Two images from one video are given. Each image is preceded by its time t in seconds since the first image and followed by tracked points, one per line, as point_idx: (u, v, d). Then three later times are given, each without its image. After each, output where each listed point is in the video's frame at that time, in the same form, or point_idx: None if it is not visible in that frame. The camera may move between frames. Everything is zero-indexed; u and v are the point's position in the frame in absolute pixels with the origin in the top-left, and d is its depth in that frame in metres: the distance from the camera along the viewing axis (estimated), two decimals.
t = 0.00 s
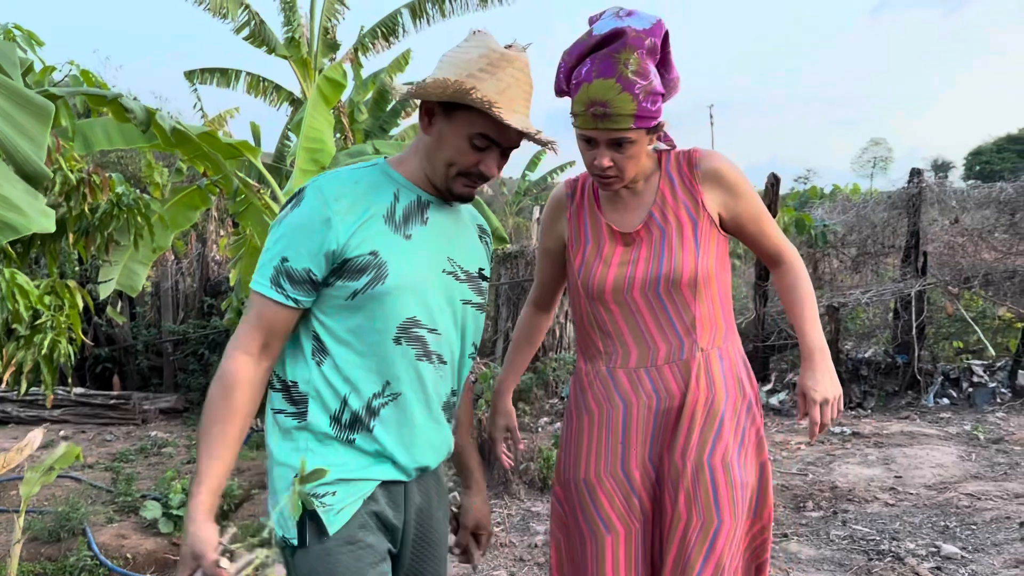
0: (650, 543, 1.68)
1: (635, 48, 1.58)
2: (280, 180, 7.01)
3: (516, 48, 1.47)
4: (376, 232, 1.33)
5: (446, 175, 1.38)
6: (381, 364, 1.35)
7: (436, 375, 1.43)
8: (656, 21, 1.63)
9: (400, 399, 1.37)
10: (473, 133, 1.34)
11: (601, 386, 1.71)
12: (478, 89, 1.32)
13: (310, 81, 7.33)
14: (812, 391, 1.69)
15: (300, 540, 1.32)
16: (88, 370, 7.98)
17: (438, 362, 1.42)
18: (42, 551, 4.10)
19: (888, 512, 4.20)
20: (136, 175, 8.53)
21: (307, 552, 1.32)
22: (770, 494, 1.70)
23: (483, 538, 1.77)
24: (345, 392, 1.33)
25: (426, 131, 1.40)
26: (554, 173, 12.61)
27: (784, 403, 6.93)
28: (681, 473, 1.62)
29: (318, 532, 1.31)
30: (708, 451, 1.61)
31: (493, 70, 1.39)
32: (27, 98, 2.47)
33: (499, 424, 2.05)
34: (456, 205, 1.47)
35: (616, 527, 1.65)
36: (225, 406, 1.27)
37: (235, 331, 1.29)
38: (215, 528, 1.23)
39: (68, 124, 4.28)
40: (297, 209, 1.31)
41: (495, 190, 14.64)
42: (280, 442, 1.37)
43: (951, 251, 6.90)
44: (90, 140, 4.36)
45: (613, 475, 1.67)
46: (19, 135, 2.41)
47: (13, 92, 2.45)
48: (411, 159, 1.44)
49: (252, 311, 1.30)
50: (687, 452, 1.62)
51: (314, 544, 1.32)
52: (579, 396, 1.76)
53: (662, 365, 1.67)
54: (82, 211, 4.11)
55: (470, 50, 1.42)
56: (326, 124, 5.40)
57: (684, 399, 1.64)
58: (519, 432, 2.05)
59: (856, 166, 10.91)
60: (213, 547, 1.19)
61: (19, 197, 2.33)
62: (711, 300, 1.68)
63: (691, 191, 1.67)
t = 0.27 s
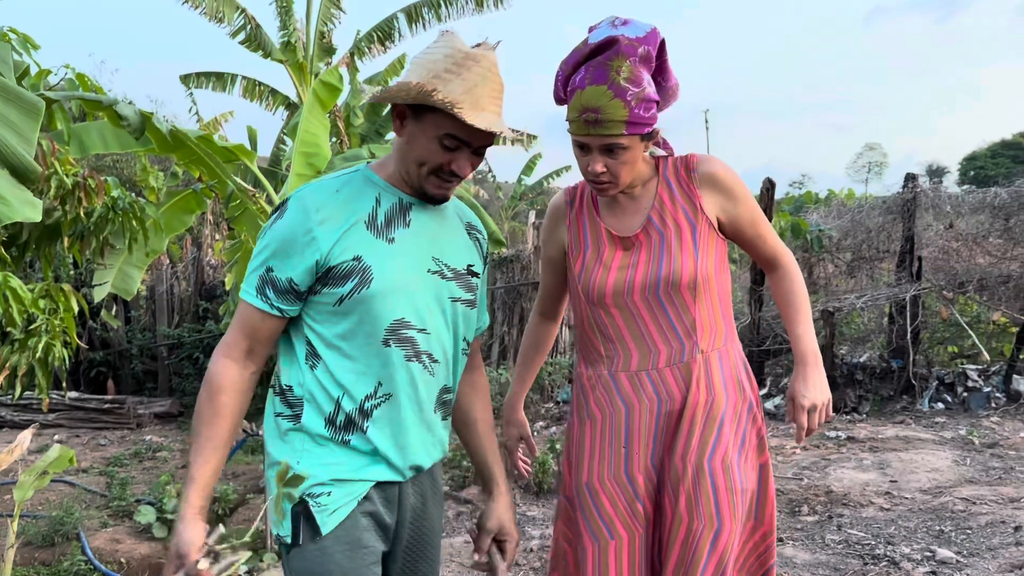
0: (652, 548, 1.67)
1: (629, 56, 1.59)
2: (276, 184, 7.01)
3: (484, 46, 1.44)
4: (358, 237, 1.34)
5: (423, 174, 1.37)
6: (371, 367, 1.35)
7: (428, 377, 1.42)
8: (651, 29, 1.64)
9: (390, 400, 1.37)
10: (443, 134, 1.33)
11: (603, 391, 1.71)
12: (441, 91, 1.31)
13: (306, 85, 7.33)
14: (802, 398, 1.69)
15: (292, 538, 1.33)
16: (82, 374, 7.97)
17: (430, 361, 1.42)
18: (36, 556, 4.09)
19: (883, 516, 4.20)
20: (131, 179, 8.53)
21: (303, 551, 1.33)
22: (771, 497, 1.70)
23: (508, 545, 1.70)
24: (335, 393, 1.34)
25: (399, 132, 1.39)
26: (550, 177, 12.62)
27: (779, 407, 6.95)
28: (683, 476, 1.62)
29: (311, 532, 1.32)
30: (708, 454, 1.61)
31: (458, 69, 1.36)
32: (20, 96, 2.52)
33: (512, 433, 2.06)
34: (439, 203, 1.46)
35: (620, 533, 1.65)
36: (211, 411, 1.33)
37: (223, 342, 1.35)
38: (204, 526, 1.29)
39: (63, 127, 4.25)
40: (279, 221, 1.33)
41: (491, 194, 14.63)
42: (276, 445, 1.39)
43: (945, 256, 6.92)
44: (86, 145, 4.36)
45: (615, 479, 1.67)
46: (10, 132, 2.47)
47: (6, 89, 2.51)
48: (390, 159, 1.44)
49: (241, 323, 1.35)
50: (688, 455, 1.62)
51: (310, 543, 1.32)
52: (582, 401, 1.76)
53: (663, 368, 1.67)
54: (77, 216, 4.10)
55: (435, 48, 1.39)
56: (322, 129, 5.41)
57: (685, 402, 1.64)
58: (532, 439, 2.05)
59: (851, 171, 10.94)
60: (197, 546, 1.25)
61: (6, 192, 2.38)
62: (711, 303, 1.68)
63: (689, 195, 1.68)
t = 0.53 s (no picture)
0: (650, 549, 1.67)
1: (617, 57, 1.61)
2: (273, 187, 7.00)
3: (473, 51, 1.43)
4: (345, 245, 1.33)
5: (411, 180, 1.36)
6: (348, 375, 1.37)
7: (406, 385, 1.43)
8: (646, 34, 1.66)
9: (361, 409, 1.39)
10: (430, 139, 1.33)
11: (600, 391, 1.71)
12: (428, 96, 1.30)
13: (303, 89, 7.34)
14: (813, 404, 1.72)
15: (248, 542, 1.39)
16: (78, 377, 7.94)
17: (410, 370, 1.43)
18: (32, 560, 4.07)
19: (881, 519, 4.20)
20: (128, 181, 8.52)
21: (257, 555, 1.38)
22: (770, 499, 1.70)
23: None
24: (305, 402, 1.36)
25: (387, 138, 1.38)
26: (547, 181, 12.63)
27: (777, 411, 6.95)
28: (679, 476, 1.61)
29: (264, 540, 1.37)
30: (705, 455, 1.61)
31: (445, 74, 1.35)
32: (16, 95, 2.54)
33: (507, 434, 2.09)
34: (424, 210, 1.45)
35: (618, 532, 1.65)
36: (262, 431, 1.25)
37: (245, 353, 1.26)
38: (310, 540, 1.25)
39: (61, 132, 4.29)
40: (273, 225, 1.29)
41: (489, 197, 14.63)
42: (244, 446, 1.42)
43: (942, 259, 6.94)
44: (83, 147, 4.34)
45: (613, 479, 1.67)
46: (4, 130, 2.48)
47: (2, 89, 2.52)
48: (378, 166, 1.44)
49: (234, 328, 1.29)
50: (685, 455, 1.61)
51: (264, 548, 1.38)
52: (580, 401, 1.76)
53: (660, 368, 1.67)
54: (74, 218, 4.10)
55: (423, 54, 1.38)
56: (319, 132, 5.41)
57: (682, 403, 1.64)
58: (526, 440, 2.08)
59: (848, 175, 10.96)
60: (333, 558, 1.23)
61: None
62: (708, 304, 1.68)
63: (686, 197, 1.68)
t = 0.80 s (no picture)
0: (645, 553, 1.67)
1: (612, 61, 1.61)
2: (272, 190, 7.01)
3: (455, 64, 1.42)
4: (323, 262, 1.34)
5: (391, 195, 1.36)
6: (321, 394, 1.37)
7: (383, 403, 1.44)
8: (643, 40, 1.67)
9: (333, 426, 1.40)
10: (409, 155, 1.32)
11: (594, 394, 1.71)
12: (405, 112, 1.29)
13: (302, 92, 7.34)
14: (803, 407, 1.70)
15: (217, 551, 1.42)
16: (77, 381, 7.94)
17: (385, 390, 1.43)
18: (30, 564, 4.07)
19: (880, 523, 4.21)
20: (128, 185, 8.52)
21: (223, 564, 1.42)
22: (764, 504, 1.70)
23: None
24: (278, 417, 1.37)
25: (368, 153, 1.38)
26: (546, 184, 12.63)
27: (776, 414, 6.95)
28: (673, 480, 1.61)
29: (232, 549, 1.40)
30: (699, 460, 1.60)
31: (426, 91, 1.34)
32: (15, 103, 2.55)
33: (500, 434, 2.05)
34: (407, 226, 1.45)
35: (613, 535, 1.65)
36: (249, 440, 1.26)
37: (211, 366, 1.26)
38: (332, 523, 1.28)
39: (60, 136, 4.28)
40: (248, 239, 1.29)
41: (488, 201, 14.63)
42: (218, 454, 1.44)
43: (941, 263, 6.94)
44: (82, 151, 4.35)
45: (607, 482, 1.67)
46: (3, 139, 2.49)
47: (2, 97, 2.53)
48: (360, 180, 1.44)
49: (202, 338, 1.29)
50: (679, 461, 1.61)
51: (228, 558, 1.41)
52: (575, 404, 1.76)
53: (654, 371, 1.67)
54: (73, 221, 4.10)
55: (404, 69, 1.38)
56: (318, 136, 5.42)
57: (676, 407, 1.63)
58: (520, 440, 2.05)
59: (847, 178, 10.97)
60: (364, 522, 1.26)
61: None
62: (702, 309, 1.68)
63: (682, 203, 1.68)
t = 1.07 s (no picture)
0: (645, 554, 1.66)
1: (617, 62, 1.62)
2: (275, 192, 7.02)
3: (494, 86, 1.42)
4: (348, 276, 1.34)
5: (423, 212, 1.36)
6: (338, 408, 1.38)
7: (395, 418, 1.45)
8: (647, 41, 1.67)
9: (347, 441, 1.41)
10: (449, 175, 1.32)
11: (595, 393, 1.72)
12: (451, 133, 1.30)
13: (305, 95, 7.36)
14: (795, 411, 1.70)
15: (229, 566, 1.42)
16: (81, 382, 7.95)
17: (401, 406, 1.44)
18: (35, 565, 4.08)
19: (883, 525, 4.21)
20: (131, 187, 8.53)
21: None
22: (765, 506, 1.70)
23: None
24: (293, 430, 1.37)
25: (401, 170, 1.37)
26: (548, 186, 12.63)
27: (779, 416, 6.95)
28: (674, 480, 1.61)
29: (247, 562, 1.40)
30: (700, 460, 1.60)
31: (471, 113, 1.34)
32: (21, 106, 2.55)
33: (501, 436, 2.06)
34: (427, 241, 1.46)
35: (614, 534, 1.65)
36: (254, 450, 1.27)
37: (223, 374, 1.26)
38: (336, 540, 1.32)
39: (64, 138, 4.25)
40: (276, 249, 1.28)
41: (490, 202, 14.63)
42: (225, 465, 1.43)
43: (944, 265, 6.93)
44: (86, 153, 4.33)
45: (608, 483, 1.67)
46: (10, 142, 2.50)
47: (8, 101, 2.53)
48: (386, 196, 1.43)
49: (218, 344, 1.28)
50: (680, 461, 1.61)
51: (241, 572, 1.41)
52: (574, 404, 1.76)
53: (654, 372, 1.67)
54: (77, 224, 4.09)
55: (448, 90, 1.38)
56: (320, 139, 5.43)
57: (676, 407, 1.63)
58: (522, 442, 2.06)
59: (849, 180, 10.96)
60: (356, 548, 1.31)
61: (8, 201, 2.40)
62: (703, 310, 1.68)
63: (686, 205, 1.69)
